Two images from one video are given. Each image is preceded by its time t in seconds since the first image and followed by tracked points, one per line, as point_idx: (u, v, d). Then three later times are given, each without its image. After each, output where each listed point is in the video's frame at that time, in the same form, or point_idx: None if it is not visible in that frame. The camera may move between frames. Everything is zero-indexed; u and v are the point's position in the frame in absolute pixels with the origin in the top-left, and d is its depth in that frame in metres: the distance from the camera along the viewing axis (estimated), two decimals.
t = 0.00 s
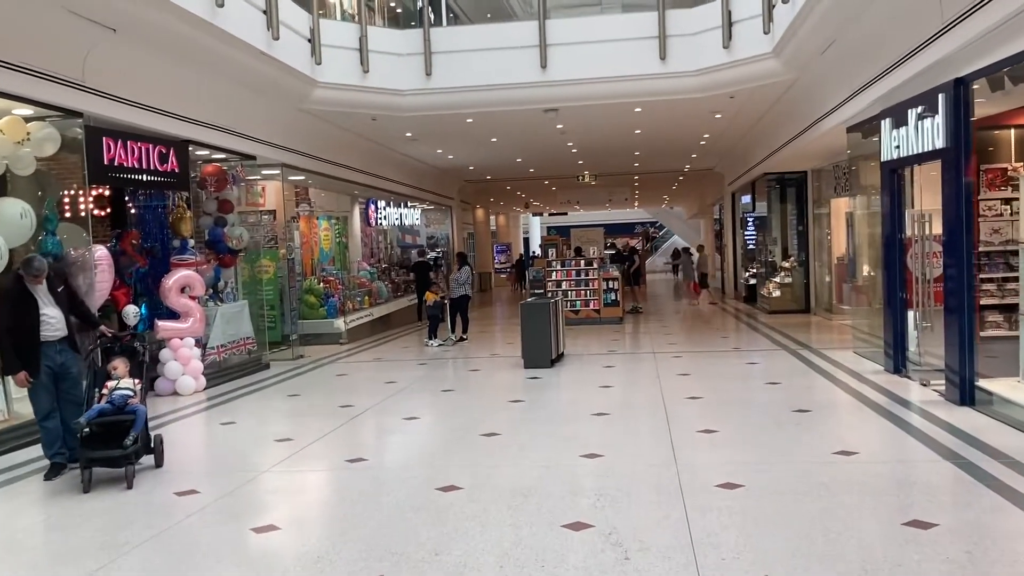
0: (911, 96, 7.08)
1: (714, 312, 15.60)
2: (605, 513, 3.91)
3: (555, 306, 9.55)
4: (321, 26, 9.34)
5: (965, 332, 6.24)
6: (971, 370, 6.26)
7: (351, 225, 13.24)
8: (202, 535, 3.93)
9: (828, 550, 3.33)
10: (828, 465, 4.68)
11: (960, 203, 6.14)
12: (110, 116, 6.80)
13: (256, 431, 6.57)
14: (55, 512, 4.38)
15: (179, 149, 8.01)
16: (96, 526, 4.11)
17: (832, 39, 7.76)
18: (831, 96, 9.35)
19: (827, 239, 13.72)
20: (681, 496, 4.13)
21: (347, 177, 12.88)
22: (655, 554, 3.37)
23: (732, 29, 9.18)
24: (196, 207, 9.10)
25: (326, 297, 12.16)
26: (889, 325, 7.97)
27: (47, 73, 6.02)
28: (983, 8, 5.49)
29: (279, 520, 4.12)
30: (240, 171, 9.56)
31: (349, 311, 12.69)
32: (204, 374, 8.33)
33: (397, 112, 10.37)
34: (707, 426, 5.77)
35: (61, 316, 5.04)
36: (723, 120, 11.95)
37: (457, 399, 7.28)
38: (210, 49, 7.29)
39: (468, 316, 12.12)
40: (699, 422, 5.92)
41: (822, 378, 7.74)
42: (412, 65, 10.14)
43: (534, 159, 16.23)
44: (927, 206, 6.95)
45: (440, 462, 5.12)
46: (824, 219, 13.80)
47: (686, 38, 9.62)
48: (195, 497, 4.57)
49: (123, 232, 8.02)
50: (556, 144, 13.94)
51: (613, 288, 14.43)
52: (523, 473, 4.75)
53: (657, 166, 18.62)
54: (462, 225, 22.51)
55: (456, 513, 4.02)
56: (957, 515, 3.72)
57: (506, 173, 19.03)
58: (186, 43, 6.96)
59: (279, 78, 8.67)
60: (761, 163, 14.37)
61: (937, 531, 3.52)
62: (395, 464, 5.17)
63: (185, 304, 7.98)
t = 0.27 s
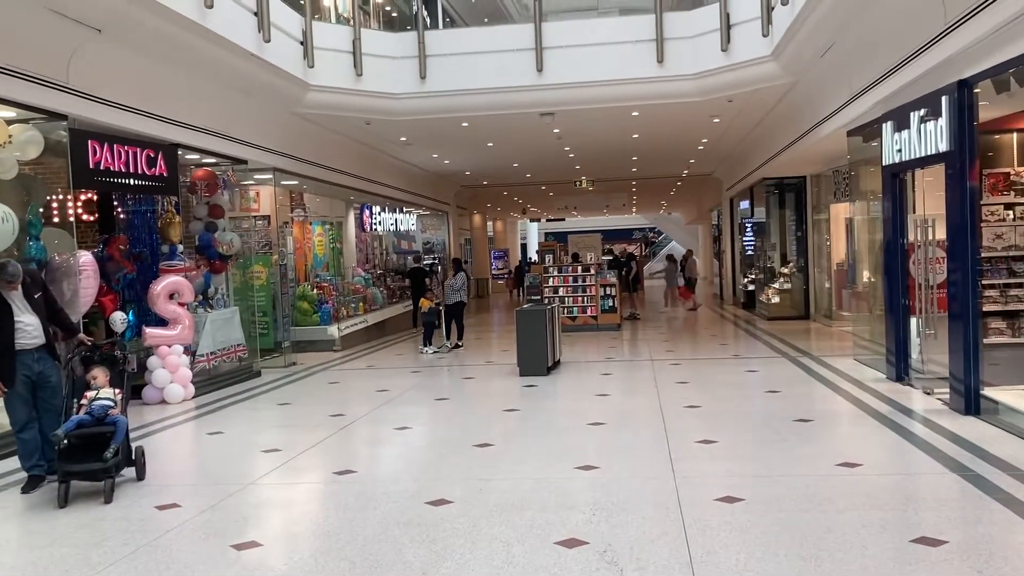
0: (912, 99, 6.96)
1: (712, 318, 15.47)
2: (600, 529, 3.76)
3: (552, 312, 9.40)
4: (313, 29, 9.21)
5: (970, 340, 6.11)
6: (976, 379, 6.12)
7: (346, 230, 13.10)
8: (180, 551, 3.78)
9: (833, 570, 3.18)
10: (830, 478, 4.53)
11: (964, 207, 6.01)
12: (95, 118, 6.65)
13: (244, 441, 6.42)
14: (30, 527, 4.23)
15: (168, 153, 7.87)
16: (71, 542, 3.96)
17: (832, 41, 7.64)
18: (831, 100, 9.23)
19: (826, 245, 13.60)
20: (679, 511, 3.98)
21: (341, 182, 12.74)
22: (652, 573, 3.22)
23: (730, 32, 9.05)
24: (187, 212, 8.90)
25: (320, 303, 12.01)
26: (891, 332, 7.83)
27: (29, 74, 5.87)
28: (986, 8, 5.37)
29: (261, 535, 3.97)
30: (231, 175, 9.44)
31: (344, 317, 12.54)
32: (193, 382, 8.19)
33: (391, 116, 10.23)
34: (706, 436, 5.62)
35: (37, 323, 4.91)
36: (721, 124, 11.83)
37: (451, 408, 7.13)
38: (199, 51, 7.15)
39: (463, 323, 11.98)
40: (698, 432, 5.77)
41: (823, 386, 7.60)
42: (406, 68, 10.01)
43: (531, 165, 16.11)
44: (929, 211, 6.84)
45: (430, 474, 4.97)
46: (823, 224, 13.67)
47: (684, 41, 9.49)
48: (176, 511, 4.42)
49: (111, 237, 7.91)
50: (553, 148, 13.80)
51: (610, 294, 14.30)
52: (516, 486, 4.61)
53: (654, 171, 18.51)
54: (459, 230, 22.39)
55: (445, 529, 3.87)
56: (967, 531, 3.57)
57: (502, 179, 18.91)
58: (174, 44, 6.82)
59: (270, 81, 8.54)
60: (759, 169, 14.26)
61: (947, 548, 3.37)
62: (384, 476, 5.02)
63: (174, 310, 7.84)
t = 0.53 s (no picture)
0: (916, 104, 6.87)
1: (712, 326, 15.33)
2: (595, 548, 3.63)
3: (549, 320, 9.29)
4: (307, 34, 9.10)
5: (975, 349, 6.00)
6: (981, 390, 6.00)
7: (342, 237, 12.97)
8: (159, 570, 3.65)
9: None
10: (833, 492, 4.40)
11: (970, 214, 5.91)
12: (84, 124, 6.54)
13: (233, 453, 6.29)
14: (7, 545, 4.10)
15: (159, 159, 7.77)
16: (47, 561, 3.83)
17: (833, 46, 7.54)
18: (831, 106, 9.12)
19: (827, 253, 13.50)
20: (677, 528, 3.85)
21: (338, 189, 12.63)
22: None
23: (729, 38, 8.95)
24: (179, 219, 8.92)
25: (316, 311, 11.86)
26: (894, 342, 7.70)
27: (17, 79, 5.76)
28: (993, 10, 5.27)
29: (244, 553, 3.84)
30: (225, 183, 9.25)
31: (340, 325, 12.40)
32: (184, 392, 8.07)
33: (386, 122, 10.11)
34: (705, 449, 5.48)
35: (18, 331, 4.78)
36: (720, 131, 11.73)
37: (445, 418, 7.00)
38: (191, 56, 7.05)
39: (460, 331, 11.85)
40: (697, 444, 5.64)
41: (824, 396, 7.47)
42: (402, 74, 9.90)
43: (529, 172, 16.01)
44: (932, 218, 6.75)
45: (422, 488, 4.84)
46: (824, 232, 13.57)
47: (683, 46, 9.40)
48: (159, 528, 4.29)
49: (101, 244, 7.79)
50: (551, 155, 13.69)
51: (608, 302, 14.17)
52: (509, 501, 4.47)
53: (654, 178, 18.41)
54: (457, 238, 22.27)
55: (435, 547, 3.74)
56: (977, 550, 3.44)
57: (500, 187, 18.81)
58: (165, 48, 6.71)
59: (263, 86, 8.43)
60: (759, 176, 14.16)
61: (956, 568, 3.24)
62: (374, 490, 4.89)
63: (166, 319, 7.71)
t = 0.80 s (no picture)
0: (919, 112, 6.76)
1: (711, 338, 15.20)
2: (590, 572, 3.48)
3: (546, 332, 9.15)
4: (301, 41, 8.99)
5: (982, 363, 5.85)
6: (988, 405, 5.85)
7: (339, 247, 12.85)
8: None
9: None
10: (838, 512, 4.25)
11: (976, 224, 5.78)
12: (71, 131, 6.42)
13: (221, 467, 6.14)
14: None
15: (148, 167, 7.67)
16: None
17: (834, 53, 7.43)
18: (832, 115, 9.01)
19: (827, 264, 13.37)
20: (676, 551, 3.70)
21: (333, 199, 12.51)
22: None
23: (728, 46, 8.85)
24: (171, 228, 8.70)
25: (310, 321, 11.72)
26: (897, 354, 7.55)
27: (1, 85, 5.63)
28: (995, 16, 5.16)
29: None
30: (217, 193, 9.25)
31: (335, 336, 12.25)
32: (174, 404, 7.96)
33: (382, 131, 9.98)
34: (705, 465, 5.34)
35: None
36: (720, 140, 11.63)
37: (438, 432, 6.85)
38: (182, 62, 6.94)
39: (456, 342, 11.69)
40: (696, 460, 5.50)
41: (826, 410, 7.33)
42: (398, 82, 9.78)
43: (527, 181, 15.91)
44: (937, 228, 6.62)
45: (412, 507, 4.70)
46: (824, 242, 13.47)
47: (682, 54, 9.29)
48: (139, 548, 4.15)
49: (89, 253, 7.65)
50: (549, 165, 13.58)
51: (607, 312, 14.04)
52: (502, 520, 4.33)
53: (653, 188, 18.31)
54: (455, 248, 22.15)
55: (424, 570, 3.59)
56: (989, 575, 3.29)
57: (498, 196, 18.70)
58: (155, 53, 6.59)
59: (256, 93, 8.30)
60: (758, 186, 14.06)
61: None
62: (364, 508, 4.75)
63: (155, 330, 7.59)
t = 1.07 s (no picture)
0: (923, 125, 6.67)
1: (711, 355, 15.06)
2: None
3: (545, 349, 9.02)
4: (298, 53, 8.89)
5: (990, 382, 5.74)
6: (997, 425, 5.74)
7: (335, 262, 12.74)
8: None
9: None
10: (844, 537, 4.11)
11: (983, 240, 5.68)
12: (60, 143, 6.32)
13: (211, 486, 6.00)
14: None
15: (139, 181, 7.57)
16: None
17: (836, 67, 7.34)
18: (834, 130, 8.92)
19: (828, 280, 13.26)
20: None
21: (330, 213, 12.40)
22: None
23: (729, 60, 8.77)
24: (164, 242, 8.64)
25: (306, 337, 11.62)
26: (901, 371, 7.43)
27: None
28: (1000, 29, 5.07)
29: None
30: (212, 207, 9.02)
31: (331, 352, 12.11)
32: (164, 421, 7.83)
33: (379, 144, 9.87)
34: (706, 487, 5.20)
35: None
36: (720, 155, 11.54)
37: (434, 452, 6.71)
38: (175, 74, 6.84)
39: (453, 359, 11.55)
40: (698, 482, 5.35)
41: (828, 429, 7.20)
42: (396, 96, 9.68)
43: (527, 196, 15.81)
44: (942, 244, 6.52)
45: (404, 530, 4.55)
46: (825, 258, 13.35)
47: (682, 68, 9.21)
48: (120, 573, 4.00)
49: (79, 267, 7.58)
50: (548, 180, 13.47)
51: (606, 328, 13.91)
52: (497, 544, 4.18)
53: (652, 204, 18.22)
54: (454, 263, 22.04)
55: None
56: None
57: (497, 211, 18.62)
58: (148, 65, 6.49)
59: (251, 106, 8.20)
60: (759, 202, 13.96)
61: None
62: (355, 531, 4.60)
63: (145, 345, 7.48)
